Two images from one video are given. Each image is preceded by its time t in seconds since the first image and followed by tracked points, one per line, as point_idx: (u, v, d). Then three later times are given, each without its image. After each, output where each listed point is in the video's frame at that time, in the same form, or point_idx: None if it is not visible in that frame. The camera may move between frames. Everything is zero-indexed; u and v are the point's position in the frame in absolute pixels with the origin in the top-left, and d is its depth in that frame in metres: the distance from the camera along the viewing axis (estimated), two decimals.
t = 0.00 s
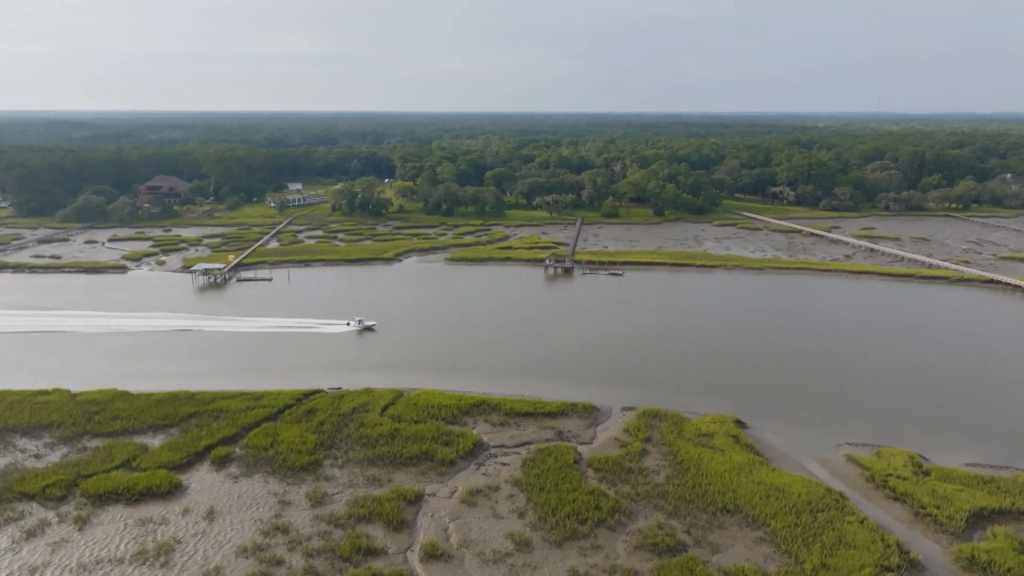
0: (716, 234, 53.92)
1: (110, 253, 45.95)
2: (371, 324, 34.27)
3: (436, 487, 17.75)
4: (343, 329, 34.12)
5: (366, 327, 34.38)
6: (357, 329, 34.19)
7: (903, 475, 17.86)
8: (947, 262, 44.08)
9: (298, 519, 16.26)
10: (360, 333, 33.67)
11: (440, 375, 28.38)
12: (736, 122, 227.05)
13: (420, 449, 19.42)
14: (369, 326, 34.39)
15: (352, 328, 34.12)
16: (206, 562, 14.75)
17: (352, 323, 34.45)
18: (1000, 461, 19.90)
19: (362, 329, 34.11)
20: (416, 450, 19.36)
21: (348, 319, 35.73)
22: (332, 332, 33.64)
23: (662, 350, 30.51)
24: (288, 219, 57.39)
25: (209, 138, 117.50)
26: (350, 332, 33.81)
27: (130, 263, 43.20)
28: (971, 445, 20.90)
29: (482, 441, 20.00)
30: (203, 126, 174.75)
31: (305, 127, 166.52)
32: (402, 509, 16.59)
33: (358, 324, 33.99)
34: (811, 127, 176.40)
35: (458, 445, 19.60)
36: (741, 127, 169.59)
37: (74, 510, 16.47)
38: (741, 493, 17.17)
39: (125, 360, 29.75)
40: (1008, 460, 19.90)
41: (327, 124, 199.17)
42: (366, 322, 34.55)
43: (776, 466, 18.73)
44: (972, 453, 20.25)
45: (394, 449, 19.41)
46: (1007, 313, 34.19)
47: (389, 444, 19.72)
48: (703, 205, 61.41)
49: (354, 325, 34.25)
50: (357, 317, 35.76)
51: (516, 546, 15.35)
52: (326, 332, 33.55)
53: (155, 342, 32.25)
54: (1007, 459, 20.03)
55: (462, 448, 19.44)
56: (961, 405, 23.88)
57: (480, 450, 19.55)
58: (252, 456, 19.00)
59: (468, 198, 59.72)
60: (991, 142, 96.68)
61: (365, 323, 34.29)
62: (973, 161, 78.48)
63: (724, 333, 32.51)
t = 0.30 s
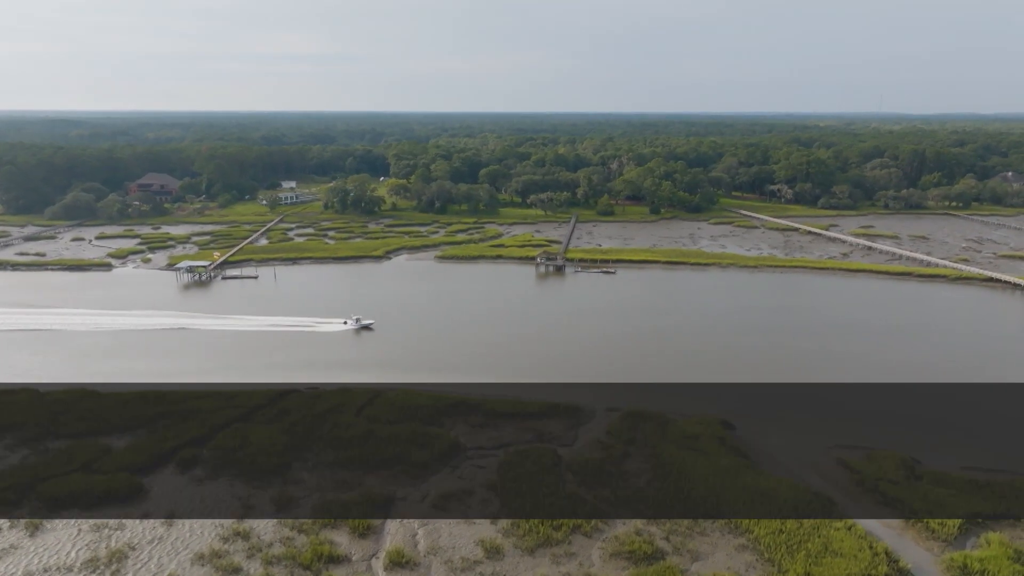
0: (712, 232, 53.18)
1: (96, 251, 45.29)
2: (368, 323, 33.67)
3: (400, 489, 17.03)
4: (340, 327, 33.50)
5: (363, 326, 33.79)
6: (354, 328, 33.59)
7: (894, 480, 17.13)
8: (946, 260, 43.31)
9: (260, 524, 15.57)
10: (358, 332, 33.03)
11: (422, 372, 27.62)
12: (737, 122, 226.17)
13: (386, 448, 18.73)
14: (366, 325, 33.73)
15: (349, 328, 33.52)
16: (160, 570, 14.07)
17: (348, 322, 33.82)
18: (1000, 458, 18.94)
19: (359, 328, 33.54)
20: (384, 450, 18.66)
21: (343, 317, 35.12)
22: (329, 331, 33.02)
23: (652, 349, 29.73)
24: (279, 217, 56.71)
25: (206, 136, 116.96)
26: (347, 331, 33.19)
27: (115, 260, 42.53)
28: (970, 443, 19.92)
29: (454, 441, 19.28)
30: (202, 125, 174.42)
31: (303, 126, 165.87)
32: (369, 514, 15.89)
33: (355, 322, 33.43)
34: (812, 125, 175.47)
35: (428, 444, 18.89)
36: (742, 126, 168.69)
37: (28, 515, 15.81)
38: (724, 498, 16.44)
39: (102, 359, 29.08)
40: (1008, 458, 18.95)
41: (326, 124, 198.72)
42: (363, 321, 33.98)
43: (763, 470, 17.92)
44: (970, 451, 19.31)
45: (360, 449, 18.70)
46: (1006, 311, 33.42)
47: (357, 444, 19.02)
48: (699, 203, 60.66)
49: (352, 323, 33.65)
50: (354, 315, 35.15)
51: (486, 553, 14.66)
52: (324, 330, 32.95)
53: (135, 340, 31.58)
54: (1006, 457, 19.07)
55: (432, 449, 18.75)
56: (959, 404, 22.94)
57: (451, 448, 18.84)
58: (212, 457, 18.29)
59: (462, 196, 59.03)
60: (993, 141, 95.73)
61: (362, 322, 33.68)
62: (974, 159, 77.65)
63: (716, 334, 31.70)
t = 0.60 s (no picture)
0: (709, 230, 52.32)
1: (82, 248, 44.64)
2: (367, 322, 32.80)
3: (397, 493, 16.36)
4: (338, 326, 32.70)
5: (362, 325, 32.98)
6: (352, 327, 32.76)
7: (886, 485, 16.31)
8: (946, 258, 42.42)
9: (216, 530, 14.84)
10: (356, 331, 32.21)
11: (404, 372, 26.85)
12: (741, 120, 224.72)
13: (377, 453, 18.01)
14: (365, 324, 32.85)
15: (347, 326, 32.71)
16: None
17: (347, 321, 33.00)
18: (998, 462, 18.08)
19: (357, 327, 32.70)
20: (372, 454, 17.90)
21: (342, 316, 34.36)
22: (327, 330, 32.24)
23: (641, 349, 28.90)
24: (271, 215, 56.02)
25: (204, 134, 116.44)
26: (345, 330, 32.39)
27: (99, 257, 41.85)
28: (967, 446, 19.02)
29: (441, 443, 18.56)
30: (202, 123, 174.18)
31: (304, 125, 165.29)
32: (331, 519, 15.14)
33: (353, 321, 32.59)
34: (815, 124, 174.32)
35: (417, 451, 18.18)
36: (744, 125, 167.66)
37: None
38: (706, 503, 15.64)
39: (79, 357, 28.41)
40: (1006, 463, 18.08)
41: (327, 121, 198.31)
42: (361, 319, 33.16)
43: (749, 475, 17.13)
44: (967, 455, 18.44)
45: (342, 452, 17.98)
46: (1008, 310, 32.51)
47: (344, 448, 18.31)
48: (697, 201, 59.77)
49: (350, 322, 32.84)
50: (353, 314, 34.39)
51: (451, 562, 13.89)
52: (320, 329, 32.17)
53: (114, 339, 30.90)
54: (1005, 462, 18.20)
55: (422, 454, 18.05)
56: (955, 405, 22.04)
57: (440, 453, 18.13)
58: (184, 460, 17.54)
59: (456, 193, 58.28)
60: (996, 139, 94.71)
61: (360, 320, 32.85)
62: (977, 158, 76.62)
63: (708, 333, 30.85)
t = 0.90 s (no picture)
0: (708, 228, 51.57)
1: (72, 245, 44.13)
2: (366, 320, 32.11)
3: (389, 494, 15.77)
4: (337, 324, 32.03)
5: (362, 323, 32.29)
6: (352, 325, 32.04)
7: (879, 490, 15.61)
8: (949, 257, 41.58)
9: (176, 535, 14.20)
10: (356, 329, 31.52)
11: (387, 371, 26.20)
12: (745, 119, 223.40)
13: (377, 452, 17.45)
14: (365, 321, 32.33)
15: (347, 324, 32.02)
16: None
17: (347, 318, 32.38)
18: (996, 467, 17.32)
19: (357, 325, 31.99)
20: (372, 454, 17.32)
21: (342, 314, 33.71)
22: (325, 328, 31.56)
23: (632, 347, 28.21)
24: (265, 213, 55.48)
25: (204, 133, 115.94)
26: (343, 327, 31.71)
27: (88, 254, 41.35)
28: (965, 449, 18.25)
29: (441, 443, 18.02)
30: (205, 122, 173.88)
31: (306, 124, 164.90)
32: (297, 525, 14.48)
33: (353, 319, 31.86)
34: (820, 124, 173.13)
35: (417, 451, 17.62)
36: (748, 124, 166.61)
37: None
38: (689, 509, 14.96)
39: (59, 356, 27.87)
40: (1005, 468, 17.32)
41: (329, 121, 198.07)
42: (362, 317, 32.49)
43: (736, 478, 16.45)
44: (964, 459, 17.69)
45: (345, 453, 17.38)
46: (1011, 309, 31.69)
47: (344, 448, 17.74)
48: (696, 199, 59.01)
49: (350, 320, 32.17)
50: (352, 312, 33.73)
51: (419, 570, 13.23)
52: (319, 328, 31.49)
53: (97, 336, 30.37)
54: (1003, 466, 17.42)
55: (422, 454, 17.51)
56: (953, 406, 21.25)
57: (441, 454, 17.53)
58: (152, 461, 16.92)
59: (452, 191, 57.66)
60: (1002, 137, 93.52)
61: (360, 319, 32.16)
62: (982, 156, 75.60)
63: (701, 331, 30.15)
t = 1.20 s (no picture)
0: (707, 226, 50.77)
1: (61, 242, 43.62)
2: (367, 318, 31.49)
3: (377, 495, 15.19)
4: (337, 323, 31.37)
5: (363, 322, 31.64)
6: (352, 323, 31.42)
7: (872, 496, 14.88)
8: (953, 255, 40.69)
9: (131, 541, 13.54)
10: (357, 327, 30.88)
11: (372, 369, 25.56)
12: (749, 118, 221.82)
13: (377, 453, 16.91)
14: (366, 320, 31.61)
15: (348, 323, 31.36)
16: None
17: (347, 318, 31.66)
18: (996, 471, 16.54)
19: (358, 323, 31.35)
20: (372, 454, 16.79)
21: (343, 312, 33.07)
22: (325, 327, 30.91)
23: (623, 346, 27.50)
24: (260, 210, 54.94)
25: (204, 131, 115.59)
26: (345, 327, 31.07)
27: (77, 251, 40.82)
28: (964, 453, 17.45)
29: (441, 442, 17.50)
30: (208, 121, 173.81)
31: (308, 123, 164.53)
32: (258, 531, 13.80)
33: (353, 317, 31.25)
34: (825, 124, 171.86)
35: (418, 451, 17.08)
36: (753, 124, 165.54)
37: None
38: (671, 516, 14.25)
39: (38, 354, 27.31)
40: (1004, 472, 16.51)
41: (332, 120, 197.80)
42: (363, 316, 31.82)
43: (722, 483, 15.74)
44: (961, 463, 16.92)
45: (339, 453, 16.81)
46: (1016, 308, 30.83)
47: (339, 448, 17.17)
48: (697, 196, 58.21)
49: (350, 318, 31.52)
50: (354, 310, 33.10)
51: None
52: (319, 325, 30.83)
53: (79, 333, 29.81)
54: (1002, 470, 16.61)
55: (422, 454, 16.92)
56: (952, 407, 20.45)
57: (439, 453, 16.94)
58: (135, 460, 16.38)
59: (449, 188, 57.03)
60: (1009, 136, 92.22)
61: (361, 317, 31.52)
62: (988, 154, 74.51)
63: (695, 329, 29.40)
